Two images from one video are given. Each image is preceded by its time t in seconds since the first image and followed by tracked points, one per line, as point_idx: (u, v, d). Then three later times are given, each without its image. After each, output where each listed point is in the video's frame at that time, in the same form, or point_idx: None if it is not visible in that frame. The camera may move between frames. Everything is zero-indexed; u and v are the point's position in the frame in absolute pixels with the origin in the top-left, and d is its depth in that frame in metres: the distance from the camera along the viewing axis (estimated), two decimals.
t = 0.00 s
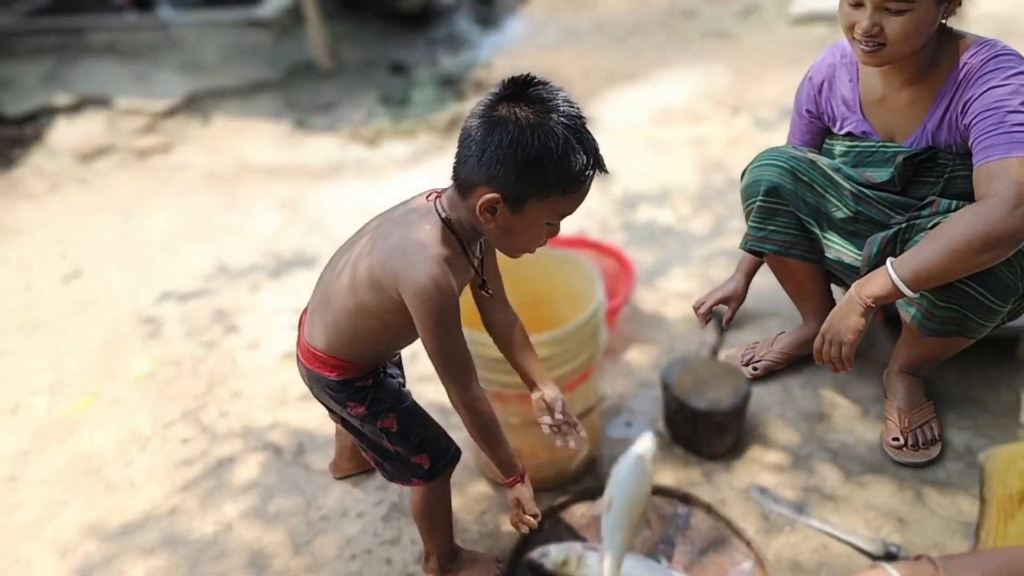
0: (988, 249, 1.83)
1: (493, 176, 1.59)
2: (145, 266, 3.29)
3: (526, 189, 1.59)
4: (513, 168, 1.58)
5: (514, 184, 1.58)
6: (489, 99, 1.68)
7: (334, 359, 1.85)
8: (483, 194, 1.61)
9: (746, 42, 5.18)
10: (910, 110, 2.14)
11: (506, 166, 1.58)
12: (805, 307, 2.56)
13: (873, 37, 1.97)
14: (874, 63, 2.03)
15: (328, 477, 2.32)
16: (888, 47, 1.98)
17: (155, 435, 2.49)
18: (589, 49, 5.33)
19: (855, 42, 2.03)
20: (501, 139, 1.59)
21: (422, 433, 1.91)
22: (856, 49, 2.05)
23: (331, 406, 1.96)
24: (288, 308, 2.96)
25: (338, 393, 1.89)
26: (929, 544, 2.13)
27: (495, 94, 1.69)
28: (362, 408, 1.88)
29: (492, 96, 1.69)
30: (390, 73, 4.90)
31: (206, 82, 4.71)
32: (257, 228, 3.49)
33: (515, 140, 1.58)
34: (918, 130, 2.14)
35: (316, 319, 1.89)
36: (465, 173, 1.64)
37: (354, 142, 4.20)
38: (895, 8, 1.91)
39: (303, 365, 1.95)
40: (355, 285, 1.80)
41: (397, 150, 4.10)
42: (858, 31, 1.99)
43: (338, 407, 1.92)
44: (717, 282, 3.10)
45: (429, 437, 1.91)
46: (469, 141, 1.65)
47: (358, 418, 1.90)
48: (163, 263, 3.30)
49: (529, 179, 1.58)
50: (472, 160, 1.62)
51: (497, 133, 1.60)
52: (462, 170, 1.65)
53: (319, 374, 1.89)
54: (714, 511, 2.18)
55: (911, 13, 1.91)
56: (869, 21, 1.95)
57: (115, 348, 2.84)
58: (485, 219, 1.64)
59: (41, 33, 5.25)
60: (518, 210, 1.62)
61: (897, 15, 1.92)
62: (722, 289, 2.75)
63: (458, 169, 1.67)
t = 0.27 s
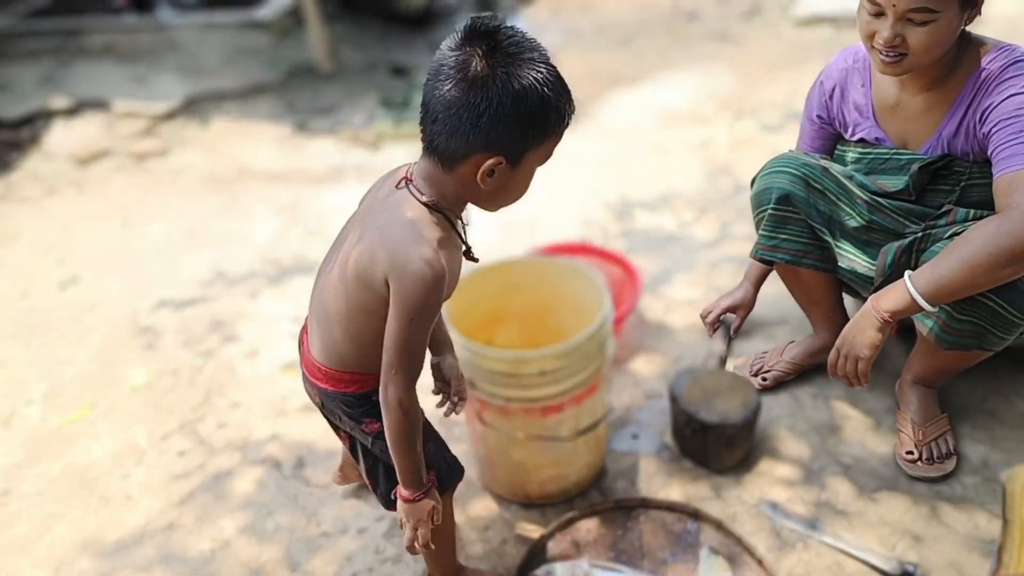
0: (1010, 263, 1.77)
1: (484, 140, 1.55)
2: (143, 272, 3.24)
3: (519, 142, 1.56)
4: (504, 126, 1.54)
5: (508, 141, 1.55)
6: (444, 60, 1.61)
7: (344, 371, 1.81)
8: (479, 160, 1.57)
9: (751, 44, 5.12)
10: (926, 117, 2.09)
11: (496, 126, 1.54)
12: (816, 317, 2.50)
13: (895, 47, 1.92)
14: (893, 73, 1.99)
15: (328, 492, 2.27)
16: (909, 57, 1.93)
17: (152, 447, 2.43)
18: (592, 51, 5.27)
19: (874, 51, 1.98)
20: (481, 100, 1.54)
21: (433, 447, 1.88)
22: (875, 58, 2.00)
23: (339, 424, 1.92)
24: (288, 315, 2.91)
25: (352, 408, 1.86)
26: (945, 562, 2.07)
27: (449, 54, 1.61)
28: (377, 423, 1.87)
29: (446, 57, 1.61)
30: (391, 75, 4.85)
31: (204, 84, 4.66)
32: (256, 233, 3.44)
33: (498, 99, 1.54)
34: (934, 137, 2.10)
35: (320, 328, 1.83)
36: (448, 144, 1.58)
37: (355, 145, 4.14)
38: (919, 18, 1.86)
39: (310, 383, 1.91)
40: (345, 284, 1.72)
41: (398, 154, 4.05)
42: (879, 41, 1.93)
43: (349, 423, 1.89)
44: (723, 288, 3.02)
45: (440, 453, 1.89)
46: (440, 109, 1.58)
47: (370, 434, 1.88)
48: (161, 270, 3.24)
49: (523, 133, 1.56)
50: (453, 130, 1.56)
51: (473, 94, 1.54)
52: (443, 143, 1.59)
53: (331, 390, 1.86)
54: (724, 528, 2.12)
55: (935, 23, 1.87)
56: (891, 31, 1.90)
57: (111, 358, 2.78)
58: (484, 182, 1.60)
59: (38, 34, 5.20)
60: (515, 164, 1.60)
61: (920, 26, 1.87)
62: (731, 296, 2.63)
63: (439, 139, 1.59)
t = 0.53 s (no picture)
0: None
1: (437, 71, 1.51)
2: (146, 278, 3.22)
3: (469, 67, 1.54)
4: (452, 52, 1.51)
5: (455, 71, 1.53)
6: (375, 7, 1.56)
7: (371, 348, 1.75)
8: (436, 97, 1.54)
9: (755, 47, 5.09)
10: (938, 124, 2.07)
11: (444, 53, 1.51)
12: (826, 325, 2.48)
13: (910, 58, 1.91)
14: (908, 82, 1.97)
15: (334, 501, 2.25)
16: (925, 67, 1.92)
17: (156, 455, 2.41)
18: (595, 54, 5.25)
19: (890, 62, 1.96)
20: (424, 31, 1.50)
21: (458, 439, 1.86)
22: (890, 68, 1.98)
23: (360, 408, 1.85)
24: (292, 322, 2.89)
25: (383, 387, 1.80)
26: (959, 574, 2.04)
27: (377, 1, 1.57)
28: (407, 406, 1.81)
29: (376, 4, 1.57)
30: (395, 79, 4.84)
31: (208, 88, 4.64)
32: (259, 239, 3.42)
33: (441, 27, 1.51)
34: (946, 144, 2.08)
35: (332, 314, 1.81)
36: (401, 89, 1.53)
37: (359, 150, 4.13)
38: (935, 30, 1.84)
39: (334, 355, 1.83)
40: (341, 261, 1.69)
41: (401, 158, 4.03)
42: (895, 52, 1.92)
43: (374, 403, 1.82)
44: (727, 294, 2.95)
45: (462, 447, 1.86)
46: (384, 57, 1.54)
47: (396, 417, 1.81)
48: (164, 276, 3.22)
49: (472, 55, 1.54)
50: (403, 72, 1.52)
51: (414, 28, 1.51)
52: (396, 89, 1.54)
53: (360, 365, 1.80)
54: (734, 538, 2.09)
55: (951, 33, 1.85)
56: (906, 42, 1.88)
57: (114, 365, 2.76)
58: (442, 119, 1.57)
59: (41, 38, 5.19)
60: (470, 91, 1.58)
61: (937, 37, 1.85)
62: (738, 303, 2.53)
63: (386, 88, 1.55)
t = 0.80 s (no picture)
0: None
1: (438, 42, 1.58)
2: (152, 280, 3.20)
3: (468, 43, 1.61)
4: (455, 26, 1.59)
5: (455, 45, 1.59)
6: None
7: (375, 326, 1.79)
8: (435, 70, 1.59)
9: (761, 49, 5.06)
10: (953, 127, 2.04)
11: (447, 26, 1.58)
12: (835, 328, 2.48)
13: (929, 64, 1.88)
14: (926, 87, 1.95)
15: (342, 506, 2.23)
16: (943, 72, 1.89)
17: (162, 459, 2.39)
18: (601, 56, 5.23)
19: (906, 67, 1.94)
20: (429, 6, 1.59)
21: (472, 403, 1.86)
22: (907, 73, 1.95)
23: (375, 387, 1.89)
24: (298, 325, 2.87)
25: (388, 366, 1.84)
26: None
27: None
28: (414, 378, 1.84)
29: None
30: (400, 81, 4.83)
31: (213, 89, 4.63)
32: (265, 241, 3.40)
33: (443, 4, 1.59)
34: (962, 147, 2.05)
35: (340, 301, 1.82)
36: (403, 60, 1.59)
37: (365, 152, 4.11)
38: (954, 35, 1.82)
39: (342, 352, 1.89)
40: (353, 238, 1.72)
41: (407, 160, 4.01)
42: (913, 57, 1.89)
43: (385, 384, 1.86)
44: (737, 296, 2.92)
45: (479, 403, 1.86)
46: (390, 33, 1.62)
47: (408, 391, 1.85)
48: (170, 278, 3.21)
49: (471, 32, 1.61)
50: (406, 43, 1.59)
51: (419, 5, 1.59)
52: (397, 61, 1.60)
53: (363, 350, 1.84)
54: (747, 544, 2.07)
55: (970, 38, 1.82)
56: (925, 48, 1.85)
57: (120, 368, 2.74)
58: (442, 92, 1.62)
59: (46, 40, 5.18)
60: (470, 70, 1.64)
61: (956, 42, 1.83)
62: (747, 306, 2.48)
63: (390, 64, 1.61)
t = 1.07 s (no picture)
0: None
1: (537, 93, 1.72)
2: (160, 279, 3.17)
3: (560, 98, 1.76)
4: (554, 82, 1.75)
5: (551, 95, 1.73)
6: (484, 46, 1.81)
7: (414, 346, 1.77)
8: (528, 113, 1.72)
9: (770, 49, 5.03)
10: (980, 127, 2.02)
11: (548, 82, 1.74)
12: (853, 330, 2.43)
13: (953, 67, 1.84)
14: (951, 89, 1.91)
15: (354, 509, 2.20)
16: (968, 75, 1.85)
17: (172, 460, 2.35)
18: (609, 56, 5.20)
19: (931, 69, 1.90)
20: (532, 60, 1.74)
21: (508, 413, 1.85)
22: (931, 75, 1.91)
23: (408, 409, 1.86)
24: (308, 324, 2.84)
25: (423, 386, 1.81)
26: None
27: (487, 40, 1.82)
28: (451, 395, 1.82)
29: (486, 43, 1.82)
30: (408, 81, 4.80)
31: (219, 87, 4.60)
32: (274, 240, 3.37)
33: (545, 61, 1.75)
34: (990, 146, 2.03)
35: (380, 319, 1.79)
36: (501, 101, 1.72)
37: (373, 151, 4.08)
38: (979, 39, 1.77)
39: (372, 373, 1.85)
40: (415, 254, 1.73)
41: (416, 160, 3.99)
42: (937, 60, 1.85)
43: (420, 405, 1.84)
44: (752, 297, 2.89)
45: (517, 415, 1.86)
46: (489, 78, 1.75)
47: (445, 410, 1.83)
48: (178, 277, 3.17)
49: (565, 92, 1.77)
50: (506, 89, 1.72)
51: (523, 58, 1.74)
52: (494, 102, 1.73)
53: (396, 372, 1.81)
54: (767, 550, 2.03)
55: (996, 40, 1.78)
56: (949, 51, 1.81)
57: (128, 368, 2.71)
58: (530, 134, 1.74)
59: (51, 38, 5.15)
60: (555, 126, 1.79)
61: (981, 45, 1.78)
62: (765, 308, 2.46)
63: (487, 102, 1.73)
